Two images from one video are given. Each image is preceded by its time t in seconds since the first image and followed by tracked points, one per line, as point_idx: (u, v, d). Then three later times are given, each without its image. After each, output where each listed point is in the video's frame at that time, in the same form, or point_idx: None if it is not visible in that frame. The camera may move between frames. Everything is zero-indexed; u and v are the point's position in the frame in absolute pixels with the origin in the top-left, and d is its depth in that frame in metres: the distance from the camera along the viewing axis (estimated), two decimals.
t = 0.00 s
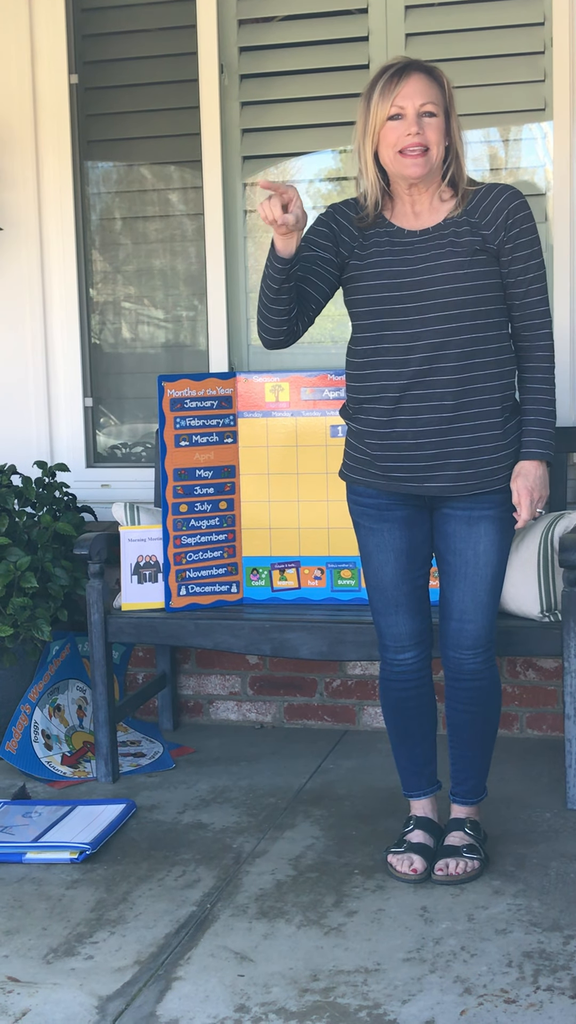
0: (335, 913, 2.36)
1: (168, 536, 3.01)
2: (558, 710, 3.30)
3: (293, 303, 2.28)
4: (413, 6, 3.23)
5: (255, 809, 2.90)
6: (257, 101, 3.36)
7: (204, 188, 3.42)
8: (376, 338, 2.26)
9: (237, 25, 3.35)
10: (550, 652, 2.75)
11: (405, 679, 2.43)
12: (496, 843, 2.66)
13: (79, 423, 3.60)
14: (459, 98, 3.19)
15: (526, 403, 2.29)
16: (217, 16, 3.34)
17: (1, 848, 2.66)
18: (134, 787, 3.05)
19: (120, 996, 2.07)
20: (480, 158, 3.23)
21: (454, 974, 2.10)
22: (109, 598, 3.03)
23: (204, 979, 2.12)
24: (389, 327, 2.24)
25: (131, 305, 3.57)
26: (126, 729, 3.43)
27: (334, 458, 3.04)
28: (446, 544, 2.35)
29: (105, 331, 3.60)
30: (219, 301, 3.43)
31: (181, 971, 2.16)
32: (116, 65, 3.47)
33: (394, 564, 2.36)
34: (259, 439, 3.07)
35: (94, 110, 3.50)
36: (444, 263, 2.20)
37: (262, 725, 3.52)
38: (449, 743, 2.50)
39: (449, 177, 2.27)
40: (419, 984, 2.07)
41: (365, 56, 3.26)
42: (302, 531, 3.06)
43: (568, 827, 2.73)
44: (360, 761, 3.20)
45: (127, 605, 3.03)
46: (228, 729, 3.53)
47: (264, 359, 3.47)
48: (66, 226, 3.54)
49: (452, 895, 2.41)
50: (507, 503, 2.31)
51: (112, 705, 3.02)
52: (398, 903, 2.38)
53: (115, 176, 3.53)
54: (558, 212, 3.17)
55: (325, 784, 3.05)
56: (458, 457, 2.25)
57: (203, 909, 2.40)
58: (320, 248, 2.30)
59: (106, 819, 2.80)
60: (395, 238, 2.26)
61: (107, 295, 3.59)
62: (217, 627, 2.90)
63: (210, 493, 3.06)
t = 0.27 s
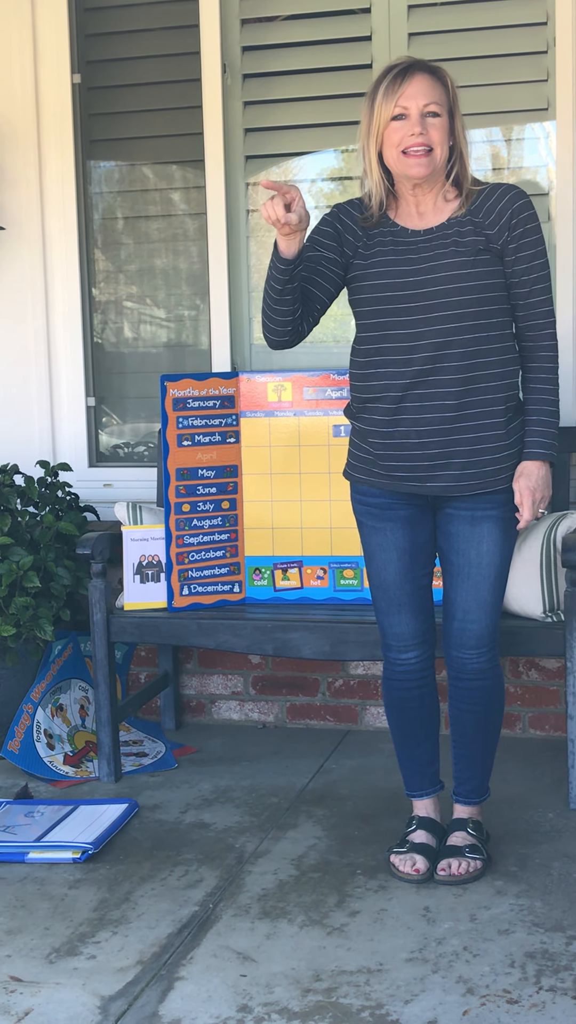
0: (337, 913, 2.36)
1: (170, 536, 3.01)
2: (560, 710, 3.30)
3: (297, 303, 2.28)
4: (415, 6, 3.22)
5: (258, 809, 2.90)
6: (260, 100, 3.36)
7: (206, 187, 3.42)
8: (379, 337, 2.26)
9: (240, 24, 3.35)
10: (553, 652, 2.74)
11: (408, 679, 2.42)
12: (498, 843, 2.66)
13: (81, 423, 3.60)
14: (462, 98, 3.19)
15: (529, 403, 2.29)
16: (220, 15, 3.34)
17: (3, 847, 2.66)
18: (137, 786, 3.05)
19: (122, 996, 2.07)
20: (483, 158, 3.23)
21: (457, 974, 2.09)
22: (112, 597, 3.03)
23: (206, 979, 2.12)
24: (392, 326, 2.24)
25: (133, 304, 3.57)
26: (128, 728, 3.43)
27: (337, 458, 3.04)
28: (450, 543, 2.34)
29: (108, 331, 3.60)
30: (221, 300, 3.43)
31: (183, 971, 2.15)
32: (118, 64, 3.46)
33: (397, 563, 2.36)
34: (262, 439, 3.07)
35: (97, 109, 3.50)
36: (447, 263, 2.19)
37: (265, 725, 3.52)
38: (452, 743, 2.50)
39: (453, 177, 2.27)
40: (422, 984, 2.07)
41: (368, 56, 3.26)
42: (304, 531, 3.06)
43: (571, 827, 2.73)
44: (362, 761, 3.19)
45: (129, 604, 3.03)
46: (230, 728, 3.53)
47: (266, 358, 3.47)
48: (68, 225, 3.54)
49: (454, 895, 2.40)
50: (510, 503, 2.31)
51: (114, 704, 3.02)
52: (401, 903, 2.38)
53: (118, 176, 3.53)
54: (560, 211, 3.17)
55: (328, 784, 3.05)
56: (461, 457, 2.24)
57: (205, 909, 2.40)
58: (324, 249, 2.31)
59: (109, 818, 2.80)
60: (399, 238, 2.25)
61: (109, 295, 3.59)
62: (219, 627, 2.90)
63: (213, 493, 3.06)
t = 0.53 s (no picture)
0: (340, 913, 2.36)
1: (173, 536, 3.01)
2: (563, 710, 3.30)
3: (299, 304, 2.29)
4: (418, 6, 3.23)
5: (260, 809, 2.90)
6: (263, 100, 3.36)
7: (209, 187, 3.42)
8: (382, 337, 2.26)
9: (243, 24, 3.35)
10: (555, 652, 2.75)
11: (411, 679, 2.42)
12: (501, 843, 2.66)
13: (84, 423, 3.60)
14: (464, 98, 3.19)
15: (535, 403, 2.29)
16: (223, 15, 3.34)
17: (6, 847, 2.66)
18: (139, 787, 3.05)
19: (125, 996, 2.07)
20: (485, 158, 3.23)
21: (459, 974, 2.09)
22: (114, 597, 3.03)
23: (209, 979, 2.12)
24: (396, 326, 2.24)
25: (136, 304, 3.57)
26: (130, 728, 3.42)
27: (340, 459, 3.03)
28: (454, 543, 2.34)
29: (110, 331, 3.60)
30: (224, 300, 3.43)
31: (186, 971, 2.15)
32: (121, 64, 3.46)
33: (400, 563, 2.36)
34: (264, 439, 3.07)
35: (99, 109, 3.50)
36: (450, 263, 2.19)
37: (267, 725, 3.52)
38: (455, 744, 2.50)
39: (455, 175, 2.26)
40: (425, 984, 2.06)
41: (370, 56, 3.26)
42: (307, 531, 3.05)
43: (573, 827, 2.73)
44: (365, 761, 3.19)
45: (132, 604, 3.03)
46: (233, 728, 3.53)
47: (269, 358, 3.48)
48: (71, 225, 3.54)
49: (457, 896, 2.40)
50: (514, 503, 2.30)
51: (117, 704, 3.02)
52: (403, 904, 2.38)
53: (120, 176, 3.53)
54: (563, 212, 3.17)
55: (330, 784, 3.05)
56: (464, 457, 2.24)
57: (208, 909, 2.40)
58: (326, 249, 2.31)
59: (111, 818, 2.80)
60: (402, 237, 2.25)
61: (112, 295, 3.59)
62: (222, 627, 2.90)
63: (215, 493, 3.06)
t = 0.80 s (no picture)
0: (341, 914, 2.36)
1: (174, 536, 3.01)
2: (565, 711, 3.30)
3: (298, 296, 2.30)
4: (421, 7, 3.23)
5: (261, 809, 2.90)
6: (265, 100, 3.36)
7: (211, 187, 3.42)
8: (384, 337, 2.26)
9: (245, 24, 3.35)
10: (556, 653, 2.75)
11: (413, 679, 2.42)
12: (503, 844, 2.66)
13: (86, 423, 3.60)
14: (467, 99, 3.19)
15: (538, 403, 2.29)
16: (225, 15, 3.34)
17: (8, 847, 2.66)
18: (140, 786, 3.05)
19: (126, 996, 2.07)
20: (487, 159, 3.24)
21: (461, 975, 2.09)
22: (116, 597, 3.03)
23: (210, 979, 2.12)
24: (398, 326, 2.24)
25: (138, 305, 3.57)
26: (132, 728, 3.43)
27: (342, 458, 3.03)
28: (457, 543, 2.34)
29: (112, 331, 3.60)
30: (226, 300, 3.43)
31: (187, 971, 2.15)
32: (123, 64, 3.47)
33: (404, 563, 2.36)
34: (266, 438, 3.07)
35: (102, 109, 3.51)
36: (452, 263, 2.19)
37: (269, 725, 3.52)
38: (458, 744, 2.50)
39: (456, 171, 2.26)
40: (426, 985, 2.06)
41: (373, 57, 3.26)
42: (309, 531, 3.05)
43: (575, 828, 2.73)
44: (366, 761, 3.19)
45: (134, 604, 3.03)
46: (234, 728, 3.53)
47: (271, 359, 3.48)
48: (73, 225, 3.54)
49: (459, 896, 2.40)
50: (517, 503, 2.30)
51: (119, 704, 3.02)
52: (405, 904, 2.38)
53: (122, 176, 3.53)
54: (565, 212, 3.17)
55: (332, 784, 3.05)
56: (466, 457, 2.24)
57: (209, 909, 2.40)
58: (327, 244, 2.33)
59: (113, 818, 2.80)
60: (404, 237, 2.25)
61: (114, 295, 3.59)
62: (224, 627, 2.90)
63: (217, 493, 3.06)
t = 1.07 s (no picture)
0: (342, 914, 2.36)
1: (175, 536, 3.01)
2: (565, 711, 3.30)
3: (305, 317, 2.30)
4: (422, 7, 3.22)
5: (262, 809, 2.90)
6: (266, 100, 3.36)
7: (212, 187, 3.42)
8: (385, 337, 2.26)
9: (246, 23, 3.35)
10: (558, 653, 2.74)
11: (415, 680, 2.42)
12: (503, 844, 2.66)
13: (87, 423, 3.60)
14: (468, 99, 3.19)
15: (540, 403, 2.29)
16: (226, 15, 3.34)
17: (8, 846, 2.66)
18: (141, 786, 3.05)
19: (127, 996, 2.07)
20: (488, 159, 3.24)
21: (461, 975, 2.09)
22: (117, 597, 3.03)
23: (211, 979, 2.12)
24: (399, 327, 2.24)
25: (138, 304, 3.57)
26: (133, 728, 3.44)
27: (343, 458, 3.03)
28: (458, 544, 2.34)
29: (112, 331, 3.60)
30: (227, 299, 3.43)
31: (188, 971, 2.15)
32: (124, 64, 3.47)
33: (405, 563, 2.36)
34: (267, 438, 3.07)
35: (103, 109, 3.51)
36: (453, 263, 2.19)
37: (269, 725, 3.52)
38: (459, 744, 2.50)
39: (458, 172, 2.27)
40: (426, 985, 2.06)
41: (374, 57, 3.26)
42: (310, 531, 3.05)
43: None
44: (367, 761, 3.20)
45: (135, 604, 3.03)
46: (235, 728, 3.53)
47: (272, 359, 3.48)
48: (74, 225, 3.54)
49: (459, 896, 2.40)
50: (518, 504, 2.30)
51: (120, 704, 3.02)
52: (405, 904, 2.38)
53: (123, 175, 3.53)
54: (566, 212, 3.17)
55: (333, 784, 3.05)
56: (467, 457, 2.24)
57: (210, 909, 2.40)
58: (331, 252, 2.34)
59: (113, 818, 2.80)
60: (406, 238, 2.25)
61: (115, 295, 3.59)
62: (224, 627, 2.90)
63: (218, 493, 3.06)
